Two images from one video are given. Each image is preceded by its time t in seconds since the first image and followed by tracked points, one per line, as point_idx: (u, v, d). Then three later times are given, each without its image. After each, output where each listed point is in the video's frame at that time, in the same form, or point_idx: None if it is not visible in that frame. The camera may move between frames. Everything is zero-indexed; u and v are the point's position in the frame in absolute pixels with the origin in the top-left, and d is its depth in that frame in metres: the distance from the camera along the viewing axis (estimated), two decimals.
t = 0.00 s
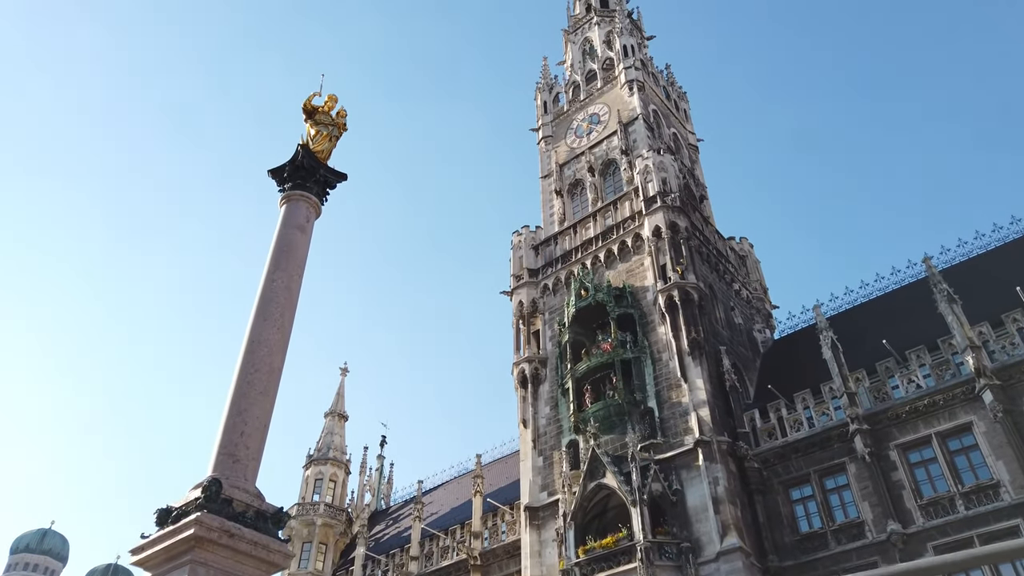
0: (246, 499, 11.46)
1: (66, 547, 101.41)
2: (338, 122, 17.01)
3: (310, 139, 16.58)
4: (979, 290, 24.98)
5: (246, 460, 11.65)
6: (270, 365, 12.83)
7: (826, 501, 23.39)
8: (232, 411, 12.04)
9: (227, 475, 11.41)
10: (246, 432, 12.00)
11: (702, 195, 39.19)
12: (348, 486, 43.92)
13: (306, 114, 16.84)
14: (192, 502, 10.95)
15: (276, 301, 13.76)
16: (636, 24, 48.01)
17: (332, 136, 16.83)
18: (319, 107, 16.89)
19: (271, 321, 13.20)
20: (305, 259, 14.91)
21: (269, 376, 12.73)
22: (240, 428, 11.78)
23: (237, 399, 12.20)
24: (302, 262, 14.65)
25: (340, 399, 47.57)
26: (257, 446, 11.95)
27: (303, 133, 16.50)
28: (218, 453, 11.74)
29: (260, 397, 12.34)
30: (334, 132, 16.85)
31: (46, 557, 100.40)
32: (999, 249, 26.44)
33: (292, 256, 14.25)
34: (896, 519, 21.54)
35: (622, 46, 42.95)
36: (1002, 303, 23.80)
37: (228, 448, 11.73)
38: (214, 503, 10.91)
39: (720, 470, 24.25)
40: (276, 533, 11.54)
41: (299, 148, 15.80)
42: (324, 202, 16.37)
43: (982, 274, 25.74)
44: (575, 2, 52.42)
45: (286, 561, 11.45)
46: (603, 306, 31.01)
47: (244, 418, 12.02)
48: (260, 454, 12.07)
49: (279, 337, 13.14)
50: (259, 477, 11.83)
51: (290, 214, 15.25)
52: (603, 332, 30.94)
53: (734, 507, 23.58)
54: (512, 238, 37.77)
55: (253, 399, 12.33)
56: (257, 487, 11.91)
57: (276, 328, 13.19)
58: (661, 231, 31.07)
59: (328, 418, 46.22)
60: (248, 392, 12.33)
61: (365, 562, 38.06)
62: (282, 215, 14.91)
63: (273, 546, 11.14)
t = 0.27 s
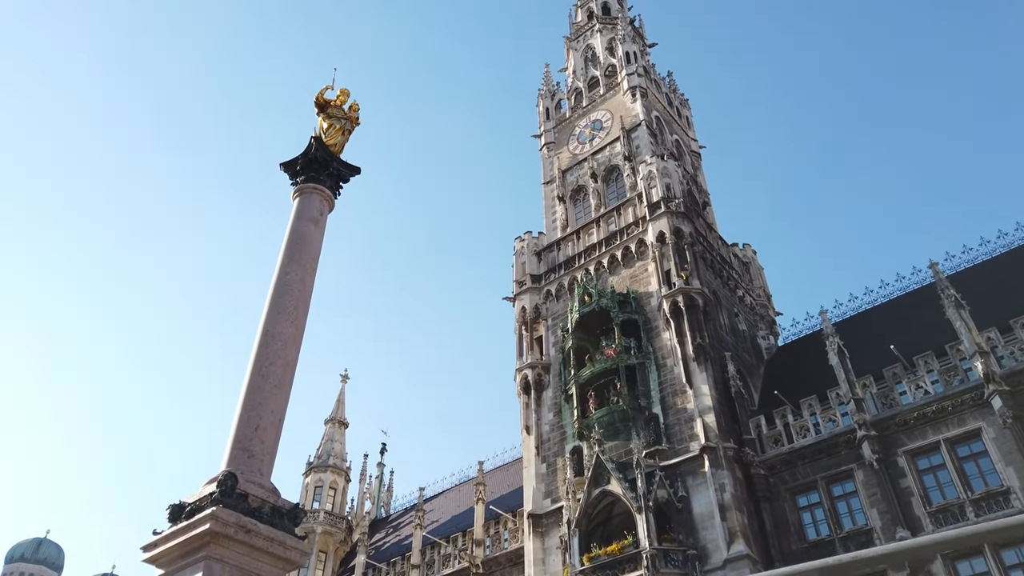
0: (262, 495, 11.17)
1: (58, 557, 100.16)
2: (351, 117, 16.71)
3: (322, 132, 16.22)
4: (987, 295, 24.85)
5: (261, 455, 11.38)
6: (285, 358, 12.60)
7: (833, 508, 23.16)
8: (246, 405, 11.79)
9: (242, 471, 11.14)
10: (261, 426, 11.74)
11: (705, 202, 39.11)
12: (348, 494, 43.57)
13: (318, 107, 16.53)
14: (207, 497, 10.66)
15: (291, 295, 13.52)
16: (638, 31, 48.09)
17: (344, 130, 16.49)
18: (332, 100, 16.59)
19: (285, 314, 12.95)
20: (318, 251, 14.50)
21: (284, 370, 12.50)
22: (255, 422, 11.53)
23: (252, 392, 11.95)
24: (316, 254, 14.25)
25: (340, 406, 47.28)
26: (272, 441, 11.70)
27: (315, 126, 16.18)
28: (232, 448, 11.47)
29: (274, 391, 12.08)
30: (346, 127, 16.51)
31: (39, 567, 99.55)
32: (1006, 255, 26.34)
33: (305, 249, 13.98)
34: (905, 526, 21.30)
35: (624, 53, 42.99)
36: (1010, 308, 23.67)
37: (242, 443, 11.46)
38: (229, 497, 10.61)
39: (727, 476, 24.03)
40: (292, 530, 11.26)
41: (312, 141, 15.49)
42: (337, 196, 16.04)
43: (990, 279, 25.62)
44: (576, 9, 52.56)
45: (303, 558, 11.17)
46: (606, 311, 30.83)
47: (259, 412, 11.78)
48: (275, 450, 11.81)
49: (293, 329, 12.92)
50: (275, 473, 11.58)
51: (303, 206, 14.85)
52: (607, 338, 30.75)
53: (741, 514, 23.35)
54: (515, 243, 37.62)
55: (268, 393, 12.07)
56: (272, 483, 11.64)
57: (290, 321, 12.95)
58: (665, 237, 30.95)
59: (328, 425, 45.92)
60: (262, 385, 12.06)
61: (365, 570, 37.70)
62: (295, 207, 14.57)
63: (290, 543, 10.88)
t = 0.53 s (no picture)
0: (278, 503, 10.89)
1: (48, 574, 97.41)
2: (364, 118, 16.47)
3: (336, 136, 16.04)
4: (995, 309, 24.70)
5: (276, 461, 11.09)
6: (300, 363, 12.36)
7: (842, 525, 22.84)
8: (260, 410, 11.53)
9: (257, 477, 10.88)
10: (276, 431, 11.46)
11: (707, 216, 39.03)
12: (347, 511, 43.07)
13: (331, 111, 16.31)
14: (222, 505, 10.38)
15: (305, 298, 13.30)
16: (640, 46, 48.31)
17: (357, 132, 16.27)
18: (345, 103, 16.37)
19: (300, 317, 12.75)
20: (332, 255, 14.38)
21: (299, 374, 12.25)
22: (270, 427, 11.26)
23: (266, 397, 11.69)
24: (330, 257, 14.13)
25: (339, 421, 46.88)
26: (287, 446, 11.41)
27: (328, 129, 15.97)
28: (247, 455, 11.20)
29: (290, 396, 11.84)
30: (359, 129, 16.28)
31: None
32: (1013, 269, 26.22)
33: (320, 252, 13.81)
34: (915, 544, 20.98)
35: (626, 68, 43.12)
36: (1018, 322, 23.50)
37: (258, 449, 11.19)
38: (245, 506, 10.35)
39: (734, 492, 23.73)
40: (308, 540, 10.98)
41: (326, 144, 15.29)
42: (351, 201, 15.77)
43: (997, 293, 25.47)
44: (577, 25, 52.85)
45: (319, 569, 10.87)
46: (610, 325, 30.61)
47: (273, 417, 11.50)
48: (290, 456, 11.51)
49: (307, 332, 12.69)
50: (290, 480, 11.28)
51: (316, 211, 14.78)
52: (611, 352, 30.51)
53: (749, 531, 23.02)
54: (517, 257, 37.48)
55: (283, 398, 11.83)
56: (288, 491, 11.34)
57: (305, 325, 12.73)
58: (669, 250, 30.81)
59: (327, 440, 45.50)
60: (277, 390, 11.81)
61: None
62: (308, 210, 14.45)
63: (307, 554, 10.63)
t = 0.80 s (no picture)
0: (296, 517, 10.63)
1: None
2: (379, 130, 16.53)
3: (351, 146, 16.02)
4: (1004, 331, 24.55)
5: (294, 474, 10.83)
6: (316, 374, 12.15)
7: (852, 550, 22.46)
8: (277, 422, 11.31)
9: (275, 490, 10.63)
10: (293, 443, 11.22)
11: (710, 238, 39.02)
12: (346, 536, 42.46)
13: (346, 122, 16.33)
14: (239, 519, 10.08)
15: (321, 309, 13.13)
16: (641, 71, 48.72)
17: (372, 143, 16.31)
18: (359, 115, 16.41)
19: (316, 327, 12.58)
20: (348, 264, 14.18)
21: (315, 385, 12.04)
22: (287, 439, 11.03)
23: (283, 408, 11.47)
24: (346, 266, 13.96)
25: (339, 444, 46.43)
26: (305, 458, 11.17)
27: (343, 140, 15.97)
28: (263, 467, 10.94)
29: (307, 407, 11.63)
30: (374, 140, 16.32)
31: None
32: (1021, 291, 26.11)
33: (337, 262, 13.67)
34: (927, 570, 20.60)
35: (628, 91, 43.42)
36: None
37: (274, 461, 10.94)
38: (263, 519, 10.06)
39: (741, 517, 23.38)
40: (326, 556, 10.70)
41: (342, 154, 15.18)
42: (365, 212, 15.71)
43: (1006, 315, 25.33)
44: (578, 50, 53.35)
45: None
46: (614, 347, 30.41)
47: (289, 429, 11.27)
48: (307, 469, 11.25)
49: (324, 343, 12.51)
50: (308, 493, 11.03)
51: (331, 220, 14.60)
52: (615, 374, 30.27)
53: (757, 556, 22.63)
54: (519, 279, 37.37)
55: (299, 409, 11.61)
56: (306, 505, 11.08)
57: (321, 336, 12.54)
58: (673, 272, 30.71)
59: (327, 464, 45.02)
60: (294, 401, 11.61)
61: None
62: (323, 220, 14.31)
63: (326, 570, 10.32)
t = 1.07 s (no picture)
0: (313, 539, 10.30)
1: None
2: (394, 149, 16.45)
3: (365, 163, 15.95)
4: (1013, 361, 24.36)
5: (311, 495, 10.50)
6: (333, 391, 11.88)
7: None
8: (294, 440, 11.03)
9: (292, 511, 10.31)
10: (310, 463, 10.91)
11: (712, 267, 38.96)
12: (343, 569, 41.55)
13: (360, 140, 16.27)
14: (256, 541, 9.78)
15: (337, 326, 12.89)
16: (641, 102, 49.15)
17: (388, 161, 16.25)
18: (374, 133, 16.36)
19: (333, 345, 12.33)
20: (364, 281, 14.00)
21: (332, 404, 11.76)
22: (304, 459, 10.72)
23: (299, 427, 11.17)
24: (362, 285, 13.74)
25: (337, 475, 45.72)
26: (322, 479, 10.84)
27: (358, 157, 15.89)
28: (279, 487, 10.62)
29: (323, 426, 11.34)
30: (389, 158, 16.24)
31: None
32: None
33: (353, 279, 13.45)
34: None
35: (629, 122, 43.74)
36: None
37: (291, 482, 10.62)
38: (280, 540, 9.74)
39: (750, 549, 22.92)
40: None
41: (357, 171, 15.13)
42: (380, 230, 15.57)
43: (1014, 345, 25.16)
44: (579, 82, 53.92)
45: None
46: (617, 376, 30.14)
47: (306, 448, 10.98)
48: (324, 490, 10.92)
49: (340, 360, 12.25)
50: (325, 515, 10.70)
51: (347, 237, 14.46)
52: (619, 404, 29.96)
53: None
54: (521, 307, 37.20)
55: (316, 428, 11.32)
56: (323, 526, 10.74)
57: (338, 353, 12.28)
58: (677, 300, 30.58)
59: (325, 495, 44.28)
60: (311, 420, 11.32)
61: None
62: (339, 236, 14.12)
63: None
